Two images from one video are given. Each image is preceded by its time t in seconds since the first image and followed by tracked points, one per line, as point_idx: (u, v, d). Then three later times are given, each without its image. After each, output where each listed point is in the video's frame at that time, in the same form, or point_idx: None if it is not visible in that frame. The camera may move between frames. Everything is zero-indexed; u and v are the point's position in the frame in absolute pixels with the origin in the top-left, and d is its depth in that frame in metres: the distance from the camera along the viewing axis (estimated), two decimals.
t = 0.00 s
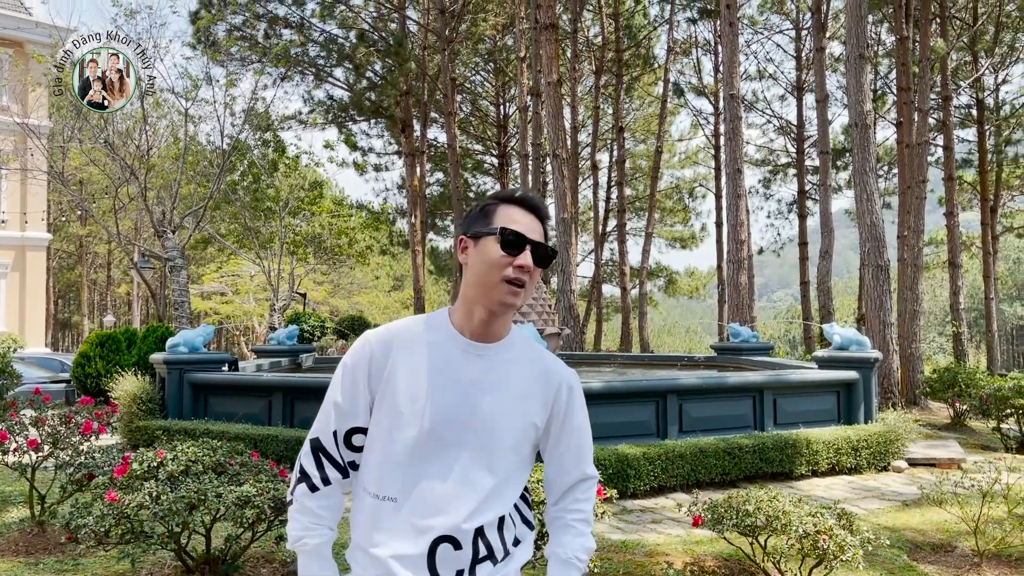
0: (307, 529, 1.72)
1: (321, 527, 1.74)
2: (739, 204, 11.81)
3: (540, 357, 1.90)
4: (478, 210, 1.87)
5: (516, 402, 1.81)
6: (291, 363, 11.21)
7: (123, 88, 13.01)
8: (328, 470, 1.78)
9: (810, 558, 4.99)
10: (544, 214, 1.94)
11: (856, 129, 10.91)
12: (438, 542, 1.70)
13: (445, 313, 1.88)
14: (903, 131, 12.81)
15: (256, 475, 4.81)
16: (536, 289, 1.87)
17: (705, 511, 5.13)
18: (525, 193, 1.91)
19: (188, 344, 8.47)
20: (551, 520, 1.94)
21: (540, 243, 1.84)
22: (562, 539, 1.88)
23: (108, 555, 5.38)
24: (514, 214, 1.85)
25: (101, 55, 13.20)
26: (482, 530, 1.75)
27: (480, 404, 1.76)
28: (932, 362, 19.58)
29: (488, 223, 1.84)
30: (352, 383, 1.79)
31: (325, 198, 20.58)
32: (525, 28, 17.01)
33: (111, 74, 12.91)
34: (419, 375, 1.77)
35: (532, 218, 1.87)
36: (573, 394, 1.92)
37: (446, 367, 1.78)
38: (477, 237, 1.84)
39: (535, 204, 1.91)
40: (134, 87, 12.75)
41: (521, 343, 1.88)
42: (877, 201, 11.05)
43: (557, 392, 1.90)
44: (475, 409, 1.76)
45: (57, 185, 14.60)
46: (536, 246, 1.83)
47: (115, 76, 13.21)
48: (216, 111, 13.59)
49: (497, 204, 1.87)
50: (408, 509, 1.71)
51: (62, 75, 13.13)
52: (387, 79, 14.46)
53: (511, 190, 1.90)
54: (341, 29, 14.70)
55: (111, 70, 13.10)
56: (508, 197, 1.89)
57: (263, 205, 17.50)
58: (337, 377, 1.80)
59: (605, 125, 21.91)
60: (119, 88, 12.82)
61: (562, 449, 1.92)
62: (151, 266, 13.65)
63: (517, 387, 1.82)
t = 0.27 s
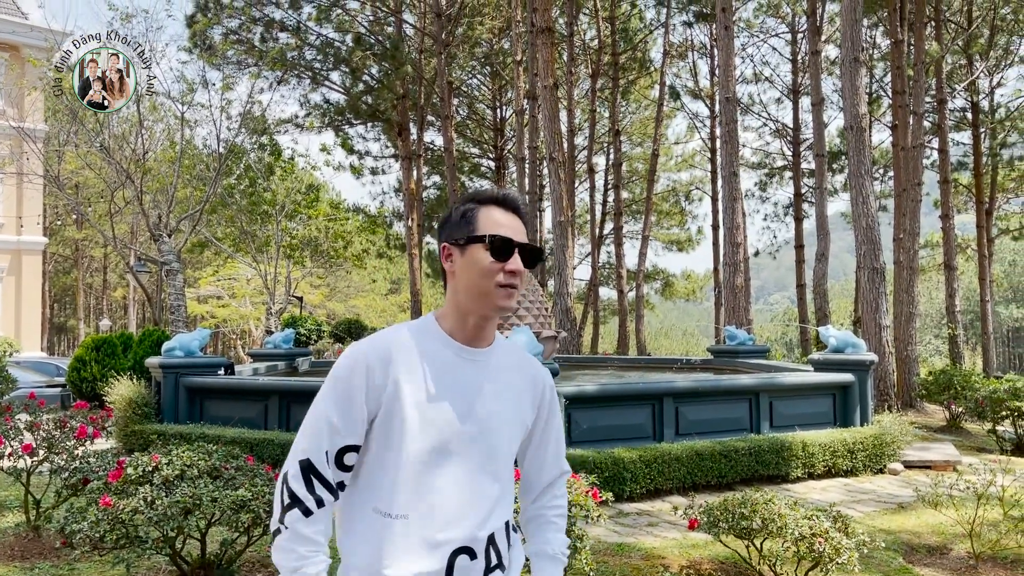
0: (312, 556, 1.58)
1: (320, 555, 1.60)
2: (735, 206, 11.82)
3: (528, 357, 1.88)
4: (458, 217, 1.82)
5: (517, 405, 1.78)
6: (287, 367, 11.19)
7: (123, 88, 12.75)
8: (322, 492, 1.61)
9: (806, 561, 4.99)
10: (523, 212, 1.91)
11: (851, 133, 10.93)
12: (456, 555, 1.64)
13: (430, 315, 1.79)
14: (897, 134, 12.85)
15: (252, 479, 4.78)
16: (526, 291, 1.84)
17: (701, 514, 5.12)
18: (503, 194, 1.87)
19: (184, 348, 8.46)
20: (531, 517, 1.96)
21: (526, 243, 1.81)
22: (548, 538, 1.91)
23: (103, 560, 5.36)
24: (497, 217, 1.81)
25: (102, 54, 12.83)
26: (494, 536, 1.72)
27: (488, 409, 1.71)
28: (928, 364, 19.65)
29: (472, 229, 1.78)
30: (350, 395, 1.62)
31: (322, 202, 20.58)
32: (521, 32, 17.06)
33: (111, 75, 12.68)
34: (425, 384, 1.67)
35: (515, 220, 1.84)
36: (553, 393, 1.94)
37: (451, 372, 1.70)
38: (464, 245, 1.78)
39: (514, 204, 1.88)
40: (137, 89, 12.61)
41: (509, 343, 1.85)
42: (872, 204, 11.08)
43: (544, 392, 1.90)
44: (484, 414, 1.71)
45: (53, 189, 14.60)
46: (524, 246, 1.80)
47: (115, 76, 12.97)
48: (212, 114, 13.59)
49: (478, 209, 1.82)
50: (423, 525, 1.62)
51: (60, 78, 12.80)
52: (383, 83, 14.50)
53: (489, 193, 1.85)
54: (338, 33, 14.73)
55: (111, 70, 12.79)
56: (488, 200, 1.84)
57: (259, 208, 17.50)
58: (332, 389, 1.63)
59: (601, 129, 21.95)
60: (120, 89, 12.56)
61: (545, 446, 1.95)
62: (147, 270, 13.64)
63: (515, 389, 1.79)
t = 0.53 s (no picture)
0: None
1: None
2: (734, 209, 11.82)
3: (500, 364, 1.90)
4: (411, 220, 1.83)
5: (497, 413, 1.80)
6: (286, 370, 11.18)
7: (124, 88, 12.77)
8: (311, 517, 1.57)
9: (805, 563, 4.98)
10: (479, 201, 1.91)
11: (849, 135, 10.94)
12: (450, 569, 1.65)
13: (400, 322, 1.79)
14: (896, 136, 12.85)
15: (250, 483, 4.75)
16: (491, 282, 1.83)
17: (700, 517, 5.11)
18: (453, 187, 1.88)
19: (181, 351, 8.46)
20: (507, 526, 1.97)
21: (480, 235, 1.81)
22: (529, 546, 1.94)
23: (101, 565, 5.33)
24: (446, 213, 1.81)
25: (103, 54, 12.79)
26: (485, 548, 1.74)
27: (471, 419, 1.73)
28: (927, 366, 19.64)
29: (423, 229, 1.79)
30: (334, 411, 1.59)
31: (320, 204, 20.55)
32: (519, 34, 17.06)
33: (111, 75, 12.66)
34: (408, 395, 1.66)
35: (467, 211, 1.84)
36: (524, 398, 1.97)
37: (431, 381, 1.70)
38: (417, 247, 1.80)
39: (467, 193, 1.88)
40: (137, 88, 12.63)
41: (480, 352, 1.87)
42: (871, 207, 11.08)
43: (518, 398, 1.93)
44: (466, 424, 1.72)
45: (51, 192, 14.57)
46: (476, 238, 1.79)
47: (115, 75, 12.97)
48: (209, 117, 13.56)
49: (429, 208, 1.83)
50: (416, 541, 1.61)
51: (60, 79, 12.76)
52: (381, 86, 14.50)
53: (438, 190, 1.86)
54: (336, 35, 14.73)
55: (111, 70, 12.82)
56: (439, 197, 1.85)
57: (257, 211, 17.48)
58: (313, 405, 1.59)
59: (599, 131, 21.95)
60: (120, 88, 12.57)
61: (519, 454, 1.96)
62: (146, 273, 13.60)
63: (491, 397, 1.80)
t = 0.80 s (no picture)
0: None
1: None
2: (735, 210, 11.82)
3: (478, 367, 1.85)
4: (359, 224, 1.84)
5: (472, 418, 1.75)
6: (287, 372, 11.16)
7: (123, 88, 12.77)
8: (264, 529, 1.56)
9: (807, 566, 4.98)
10: (432, 189, 1.87)
11: (850, 136, 10.94)
12: None
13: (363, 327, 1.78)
14: (896, 137, 12.86)
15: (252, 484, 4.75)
16: (449, 276, 1.80)
17: (702, 519, 5.10)
18: (398, 179, 1.85)
19: (182, 353, 8.45)
20: (505, 534, 1.91)
21: (429, 228, 1.78)
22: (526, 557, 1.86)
23: (102, 567, 5.32)
24: (391, 210, 1.80)
25: (103, 54, 12.80)
26: (464, 562, 1.68)
27: (439, 426, 1.68)
28: (928, 368, 19.62)
29: (370, 230, 1.78)
30: (286, 422, 1.58)
31: (321, 206, 20.54)
32: (520, 35, 17.05)
33: (112, 75, 12.68)
34: (366, 403, 1.62)
35: (414, 205, 1.81)
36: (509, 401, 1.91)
37: (393, 389, 1.66)
38: (365, 250, 1.79)
39: (415, 183, 1.85)
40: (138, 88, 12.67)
41: (455, 354, 1.82)
42: (873, 207, 11.08)
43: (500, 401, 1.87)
44: (437, 430, 1.66)
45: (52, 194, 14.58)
46: (424, 232, 1.77)
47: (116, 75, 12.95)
48: (210, 119, 13.56)
49: (374, 208, 1.82)
50: (381, 555, 1.57)
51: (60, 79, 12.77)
52: (382, 87, 14.50)
53: (384, 187, 1.84)
54: (337, 37, 14.73)
55: (111, 70, 12.84)
56: (386, 194, 1.83)
57: (258, 213, 17.48)
58: (264, 417, 1.59)
59: (600, 132, 21.94)
60: (119, 88, 12.58)
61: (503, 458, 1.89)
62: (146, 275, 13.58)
63: (465, 403, 1.75)
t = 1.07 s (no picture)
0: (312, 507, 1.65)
1: None
2: (739, 210, 11.80)
3: (451, 368, 1.89)
4: (327, 222, 1.91)
5: (438, 420, 1.79)
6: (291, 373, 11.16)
7: (123, 88, 12.81)
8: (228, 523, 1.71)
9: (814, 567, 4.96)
10: (402, 186, 1.94)
11: (855, 136, 10.93)
12: None
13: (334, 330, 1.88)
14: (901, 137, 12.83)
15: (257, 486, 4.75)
16: (418, 280, 1.86)
17: (708, 520, 5.08)
18: (366, 175, 1.91)
19: (187, 354, 8.44)
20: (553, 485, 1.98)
21: (397, 231, 1.85)
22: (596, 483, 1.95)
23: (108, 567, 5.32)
24: (357, 210, 1.87)
25: (102, 54, 12.89)
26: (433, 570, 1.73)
27: (399, 430, 1.73)
28: (933, 368, 19.56)
29: (337, 230, 1.86)
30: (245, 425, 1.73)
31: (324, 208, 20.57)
32: (523, 36, 17.05)
33: (112, 75, 12.82)
34: (325, 406, 1.72)
35: (382, 204, 1.89)
36: (488, 394, 1.93)
37: (352, 393, 1.74)
38: (331, 250, 1.87)
39: (385, 180, 1.91)
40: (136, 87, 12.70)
41: (428, 356, 1.88)
42: (877, 208, 11.07)
43: (477, 396, 1.90)
44: (395, 435, 1.72)
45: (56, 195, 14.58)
46: (391, 234, 1.84)
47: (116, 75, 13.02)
48: (214, 120, 13.56)
49: (342, 205, 1.90)
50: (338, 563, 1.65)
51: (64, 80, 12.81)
52: (385, 88, 14.50)
53: (352, 183, 1.91)
54: (340, 38, 14.72)
55: (111, 70, 12.91)
56: (354, 191, 1.90)
57: (262, 213, 17.48)
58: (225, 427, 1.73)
59: (603, 133, 21.91)
60: (118, 88, 12.64)
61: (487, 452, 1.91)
62: (150, 276, 13.59)
63: (431, 407, 1.79)
